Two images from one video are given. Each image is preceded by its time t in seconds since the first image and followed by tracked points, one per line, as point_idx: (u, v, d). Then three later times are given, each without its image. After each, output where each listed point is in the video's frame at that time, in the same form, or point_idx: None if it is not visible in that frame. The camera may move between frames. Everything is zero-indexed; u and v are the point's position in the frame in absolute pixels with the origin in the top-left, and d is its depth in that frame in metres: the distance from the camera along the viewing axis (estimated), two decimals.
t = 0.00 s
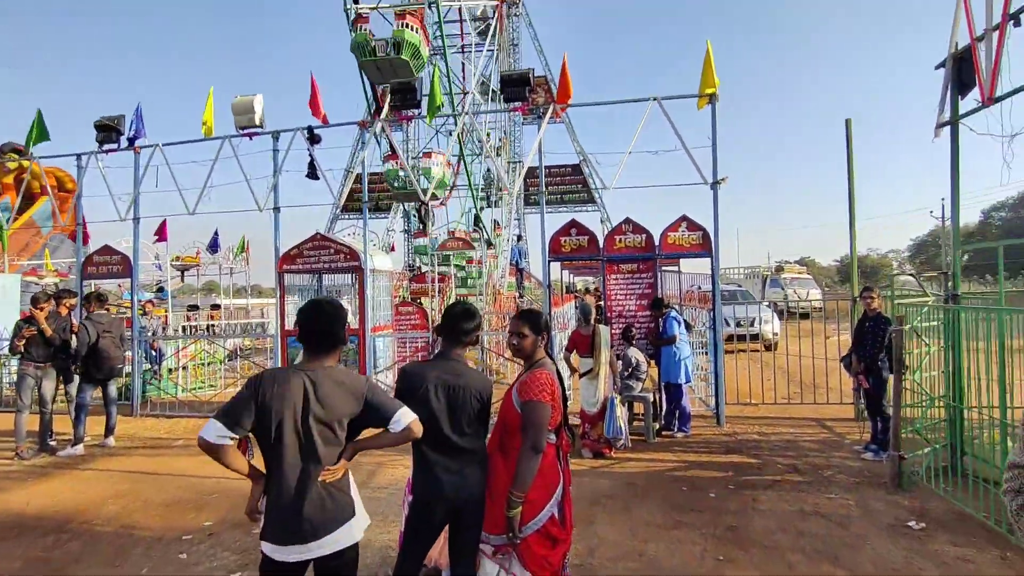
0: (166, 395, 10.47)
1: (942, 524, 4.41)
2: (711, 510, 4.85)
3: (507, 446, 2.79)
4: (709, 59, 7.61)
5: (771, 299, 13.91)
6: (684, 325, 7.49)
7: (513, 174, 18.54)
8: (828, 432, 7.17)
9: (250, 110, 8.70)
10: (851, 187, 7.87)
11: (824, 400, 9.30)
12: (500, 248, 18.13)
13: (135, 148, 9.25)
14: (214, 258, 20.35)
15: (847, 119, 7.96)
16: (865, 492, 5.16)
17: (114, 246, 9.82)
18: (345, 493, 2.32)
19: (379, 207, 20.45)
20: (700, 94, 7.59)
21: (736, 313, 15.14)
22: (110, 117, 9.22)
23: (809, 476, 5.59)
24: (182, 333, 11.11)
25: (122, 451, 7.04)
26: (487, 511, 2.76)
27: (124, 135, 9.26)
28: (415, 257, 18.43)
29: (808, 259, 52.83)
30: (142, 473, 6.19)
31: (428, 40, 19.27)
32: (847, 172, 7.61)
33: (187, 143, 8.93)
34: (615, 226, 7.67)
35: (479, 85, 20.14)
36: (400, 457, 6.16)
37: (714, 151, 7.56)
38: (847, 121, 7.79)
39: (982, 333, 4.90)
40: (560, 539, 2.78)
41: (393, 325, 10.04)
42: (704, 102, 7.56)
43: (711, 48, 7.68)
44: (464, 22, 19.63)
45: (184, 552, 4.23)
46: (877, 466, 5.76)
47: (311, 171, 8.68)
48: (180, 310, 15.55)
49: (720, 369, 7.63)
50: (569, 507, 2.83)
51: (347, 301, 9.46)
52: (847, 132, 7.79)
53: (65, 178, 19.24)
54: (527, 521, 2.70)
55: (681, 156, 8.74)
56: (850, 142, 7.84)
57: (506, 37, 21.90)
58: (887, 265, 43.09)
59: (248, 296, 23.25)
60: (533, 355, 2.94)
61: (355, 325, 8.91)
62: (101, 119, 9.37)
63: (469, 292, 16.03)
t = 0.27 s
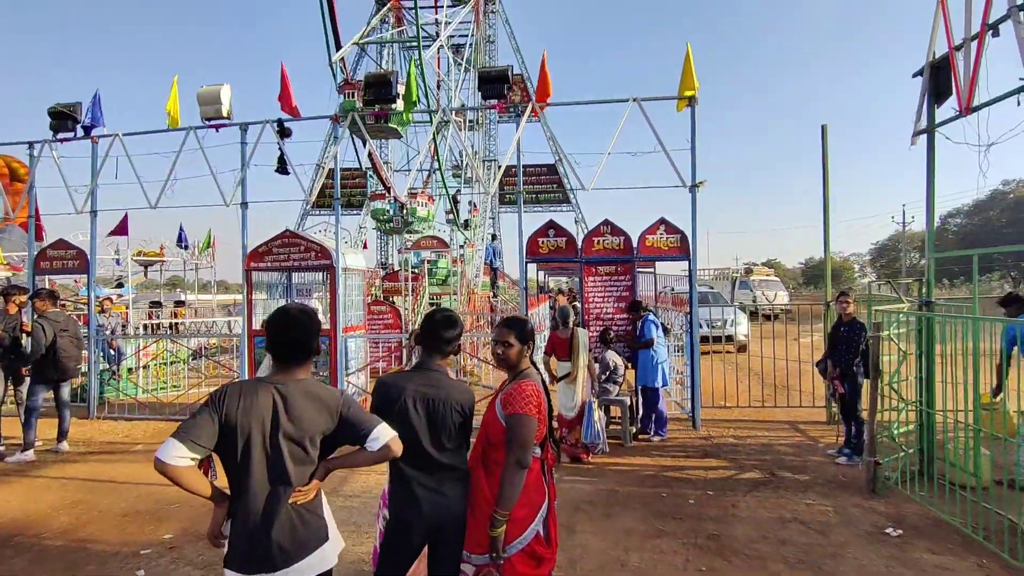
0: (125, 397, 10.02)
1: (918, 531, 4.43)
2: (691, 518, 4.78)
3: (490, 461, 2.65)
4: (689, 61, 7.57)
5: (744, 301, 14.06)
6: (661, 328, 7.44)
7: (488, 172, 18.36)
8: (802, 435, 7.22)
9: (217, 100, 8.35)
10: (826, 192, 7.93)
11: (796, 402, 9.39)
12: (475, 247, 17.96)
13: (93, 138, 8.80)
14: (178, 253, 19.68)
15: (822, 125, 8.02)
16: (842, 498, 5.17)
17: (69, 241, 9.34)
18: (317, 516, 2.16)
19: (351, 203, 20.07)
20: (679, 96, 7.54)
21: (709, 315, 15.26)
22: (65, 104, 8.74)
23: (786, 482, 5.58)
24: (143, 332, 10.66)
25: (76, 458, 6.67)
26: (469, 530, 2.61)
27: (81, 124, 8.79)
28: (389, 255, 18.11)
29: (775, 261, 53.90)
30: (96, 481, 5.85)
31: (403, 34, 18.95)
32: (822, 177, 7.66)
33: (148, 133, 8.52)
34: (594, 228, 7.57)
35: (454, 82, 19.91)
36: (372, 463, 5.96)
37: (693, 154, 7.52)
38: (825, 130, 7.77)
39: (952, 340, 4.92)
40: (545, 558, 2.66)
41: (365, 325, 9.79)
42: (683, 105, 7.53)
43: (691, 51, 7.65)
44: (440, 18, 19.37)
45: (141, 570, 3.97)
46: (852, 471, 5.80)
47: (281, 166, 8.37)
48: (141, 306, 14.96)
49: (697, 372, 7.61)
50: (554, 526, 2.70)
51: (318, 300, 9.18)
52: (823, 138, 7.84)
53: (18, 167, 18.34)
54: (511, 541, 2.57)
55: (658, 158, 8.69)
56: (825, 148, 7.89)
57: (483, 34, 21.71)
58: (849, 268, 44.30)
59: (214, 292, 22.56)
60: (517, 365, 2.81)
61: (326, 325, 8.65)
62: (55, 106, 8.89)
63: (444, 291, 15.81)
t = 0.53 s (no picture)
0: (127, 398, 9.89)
1: (947, 538, 4.32)
2: (712, 525, 4.67)
3: (519, 468, 2.53)
4: (701, 59, 7.47)
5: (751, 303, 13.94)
6: (674, 330, 7.33)
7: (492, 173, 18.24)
8: (818, 439, 7.09)
9: (222, 98, 8.24)
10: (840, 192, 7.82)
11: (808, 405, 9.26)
12: (478, 247, 17.84)
13: (95, 137, 8.69)
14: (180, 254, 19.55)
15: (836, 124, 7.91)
16: (864, 503, 5.06)
17: (71, 241, 9.22)
18: (344, 527, 2.05)
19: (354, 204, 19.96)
20: (692, 95, 7.44)
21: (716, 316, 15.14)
22: (68, 102, 8.63)
23: (807, 487, 5.46)
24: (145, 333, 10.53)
25: (79, 461, 6.54)
26: (498, 540, 2.50)
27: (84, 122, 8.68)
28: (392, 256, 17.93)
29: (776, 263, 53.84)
30: (100, 486, 5.72)
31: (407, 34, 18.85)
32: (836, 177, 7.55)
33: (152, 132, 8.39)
34: (605, 228, 7.47)
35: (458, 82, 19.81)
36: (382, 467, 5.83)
37: (706, 154, 7.41)
38: (839, 127, 7.70)
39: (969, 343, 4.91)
40: (578, 569, 2.55)
41: (371, 326, 9.67)
42: (696, 103, 7.42)
43: (703, 49, 7.54)
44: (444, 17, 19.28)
45: None
46: (873, 477, 5.68)
47: (286, 165, 8.25)
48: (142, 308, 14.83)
49: (709, 375, 7.49)
50: (587, 535, 2.59)
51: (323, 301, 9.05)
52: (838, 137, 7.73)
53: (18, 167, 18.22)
54: (543, 551, 2.46)
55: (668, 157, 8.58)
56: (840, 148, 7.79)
57: (486, 34, 21.62)
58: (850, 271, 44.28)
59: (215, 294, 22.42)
60: (546, 368, 2.70)
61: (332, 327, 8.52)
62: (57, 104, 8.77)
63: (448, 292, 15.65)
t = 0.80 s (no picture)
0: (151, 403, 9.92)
1: (1006, 557, 4.13)
2: (756, 540, 4.51)
3: (578, 484, 2.41)
4: (733, 61, 7.33)
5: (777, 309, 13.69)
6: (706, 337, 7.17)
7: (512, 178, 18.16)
8: (856, 450, 6.88)
9: (249, 103, 8.25)
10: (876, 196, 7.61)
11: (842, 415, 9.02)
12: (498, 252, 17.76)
13: (123, 142, 8.74)
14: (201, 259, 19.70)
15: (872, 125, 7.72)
16: (913, 518, 4.87)
17: (99, 245, 9.27)
18: (405, 546, 1.94)
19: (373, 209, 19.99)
20: (724, 97, 7.31)
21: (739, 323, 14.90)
22: (97, 108, 8.71)
23: (850, 500, 5.28)
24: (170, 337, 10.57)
25: (107, 467, 6.52)
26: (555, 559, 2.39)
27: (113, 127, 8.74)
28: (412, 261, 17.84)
29: (794, 269, 53.23)
30: (130, 492, 5.68)
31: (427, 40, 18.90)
32: (874, 180, 7.35)
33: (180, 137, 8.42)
34: (635, 233, 7.35)
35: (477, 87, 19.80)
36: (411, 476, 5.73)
37: (739, 157, 7.27)
38: (876, 130, 7.51)
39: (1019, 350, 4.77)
40: None
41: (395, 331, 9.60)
42: (728, 106, 7.29)
43: (735, 50, 7.40)
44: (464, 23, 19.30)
45: None
46: (919, 490, 5.48)
47: (313, 169, 8.23)
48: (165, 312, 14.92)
49: (743, 383, 7.31)
50: (647, 553, 2.47)
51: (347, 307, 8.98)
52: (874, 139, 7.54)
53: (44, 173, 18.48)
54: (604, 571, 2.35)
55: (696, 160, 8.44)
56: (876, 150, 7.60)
57: (505, 39, 21.61)
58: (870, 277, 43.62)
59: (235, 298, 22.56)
60: (603, 380, 2.59)
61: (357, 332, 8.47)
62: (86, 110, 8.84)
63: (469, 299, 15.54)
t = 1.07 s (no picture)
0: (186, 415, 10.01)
1: None
2: (813, 572, 4.27)
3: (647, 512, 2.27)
4: (777, 75, 7.20)
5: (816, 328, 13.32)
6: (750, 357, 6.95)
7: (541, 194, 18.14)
8: (911, 478, 6.54)
9: (288, 119, 8.36)
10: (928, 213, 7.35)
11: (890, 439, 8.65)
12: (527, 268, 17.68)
13: (166, 157, 8.92)
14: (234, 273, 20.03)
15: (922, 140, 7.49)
16: (980, 553, 4.58)
17: (140, 259, 9.44)
18: None
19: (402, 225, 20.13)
20: (767, 112, 7.17)
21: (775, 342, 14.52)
22: (143, 125, 8.92)
23: (910, 532, 4.99)
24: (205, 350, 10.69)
25: (145, 479, 6.54)
26: None
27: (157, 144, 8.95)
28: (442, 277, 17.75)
29: (825, 287, 52.14)
30: (167, 506, 5.67)
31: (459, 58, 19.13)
32: (926, 196, 7.10)
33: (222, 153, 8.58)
34: (676, 249, 7.20)
35: (507, 104, 19.93)
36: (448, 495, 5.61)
37: (783, 172, 7.09)
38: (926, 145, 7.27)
39: None
40: None
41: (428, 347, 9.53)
42: (772, 120, 7.14)
43: (779, 64, 7.28)
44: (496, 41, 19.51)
45: None
46: (984, 522, 5.17)
47: (350, 184, 8.28)
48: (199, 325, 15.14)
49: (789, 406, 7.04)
50: None
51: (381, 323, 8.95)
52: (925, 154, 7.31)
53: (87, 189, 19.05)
54: None
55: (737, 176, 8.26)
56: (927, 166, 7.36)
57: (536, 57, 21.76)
58: (905, 296, 42.48)
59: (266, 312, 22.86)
60: (673, 402, 2.45)
61: (392, 348, 8.41)
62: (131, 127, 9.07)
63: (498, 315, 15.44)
